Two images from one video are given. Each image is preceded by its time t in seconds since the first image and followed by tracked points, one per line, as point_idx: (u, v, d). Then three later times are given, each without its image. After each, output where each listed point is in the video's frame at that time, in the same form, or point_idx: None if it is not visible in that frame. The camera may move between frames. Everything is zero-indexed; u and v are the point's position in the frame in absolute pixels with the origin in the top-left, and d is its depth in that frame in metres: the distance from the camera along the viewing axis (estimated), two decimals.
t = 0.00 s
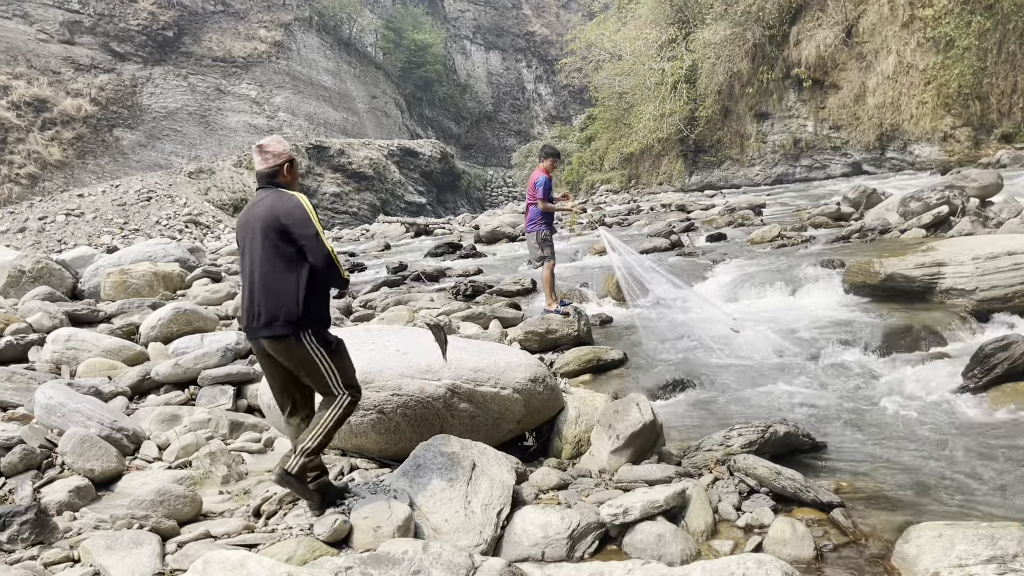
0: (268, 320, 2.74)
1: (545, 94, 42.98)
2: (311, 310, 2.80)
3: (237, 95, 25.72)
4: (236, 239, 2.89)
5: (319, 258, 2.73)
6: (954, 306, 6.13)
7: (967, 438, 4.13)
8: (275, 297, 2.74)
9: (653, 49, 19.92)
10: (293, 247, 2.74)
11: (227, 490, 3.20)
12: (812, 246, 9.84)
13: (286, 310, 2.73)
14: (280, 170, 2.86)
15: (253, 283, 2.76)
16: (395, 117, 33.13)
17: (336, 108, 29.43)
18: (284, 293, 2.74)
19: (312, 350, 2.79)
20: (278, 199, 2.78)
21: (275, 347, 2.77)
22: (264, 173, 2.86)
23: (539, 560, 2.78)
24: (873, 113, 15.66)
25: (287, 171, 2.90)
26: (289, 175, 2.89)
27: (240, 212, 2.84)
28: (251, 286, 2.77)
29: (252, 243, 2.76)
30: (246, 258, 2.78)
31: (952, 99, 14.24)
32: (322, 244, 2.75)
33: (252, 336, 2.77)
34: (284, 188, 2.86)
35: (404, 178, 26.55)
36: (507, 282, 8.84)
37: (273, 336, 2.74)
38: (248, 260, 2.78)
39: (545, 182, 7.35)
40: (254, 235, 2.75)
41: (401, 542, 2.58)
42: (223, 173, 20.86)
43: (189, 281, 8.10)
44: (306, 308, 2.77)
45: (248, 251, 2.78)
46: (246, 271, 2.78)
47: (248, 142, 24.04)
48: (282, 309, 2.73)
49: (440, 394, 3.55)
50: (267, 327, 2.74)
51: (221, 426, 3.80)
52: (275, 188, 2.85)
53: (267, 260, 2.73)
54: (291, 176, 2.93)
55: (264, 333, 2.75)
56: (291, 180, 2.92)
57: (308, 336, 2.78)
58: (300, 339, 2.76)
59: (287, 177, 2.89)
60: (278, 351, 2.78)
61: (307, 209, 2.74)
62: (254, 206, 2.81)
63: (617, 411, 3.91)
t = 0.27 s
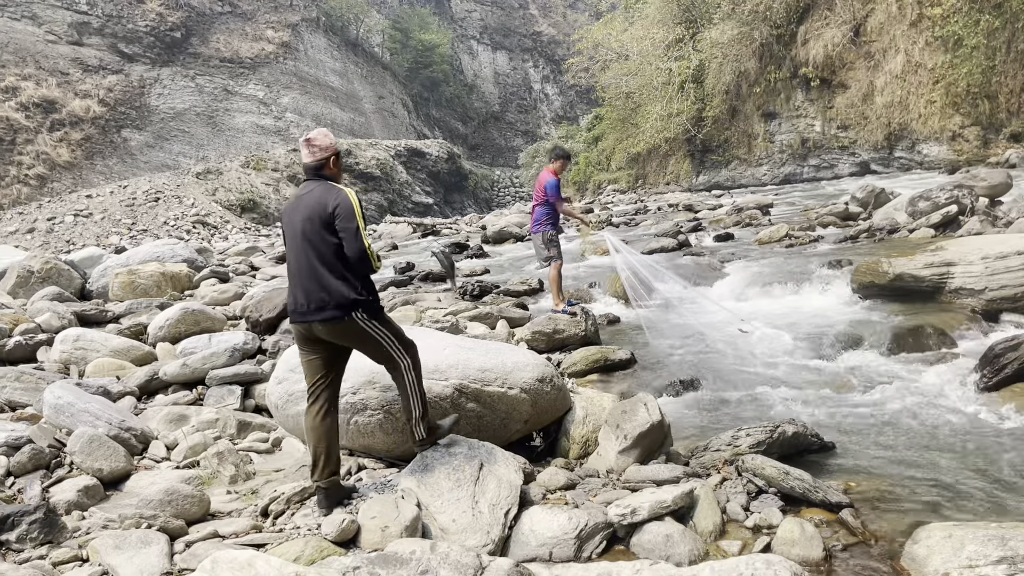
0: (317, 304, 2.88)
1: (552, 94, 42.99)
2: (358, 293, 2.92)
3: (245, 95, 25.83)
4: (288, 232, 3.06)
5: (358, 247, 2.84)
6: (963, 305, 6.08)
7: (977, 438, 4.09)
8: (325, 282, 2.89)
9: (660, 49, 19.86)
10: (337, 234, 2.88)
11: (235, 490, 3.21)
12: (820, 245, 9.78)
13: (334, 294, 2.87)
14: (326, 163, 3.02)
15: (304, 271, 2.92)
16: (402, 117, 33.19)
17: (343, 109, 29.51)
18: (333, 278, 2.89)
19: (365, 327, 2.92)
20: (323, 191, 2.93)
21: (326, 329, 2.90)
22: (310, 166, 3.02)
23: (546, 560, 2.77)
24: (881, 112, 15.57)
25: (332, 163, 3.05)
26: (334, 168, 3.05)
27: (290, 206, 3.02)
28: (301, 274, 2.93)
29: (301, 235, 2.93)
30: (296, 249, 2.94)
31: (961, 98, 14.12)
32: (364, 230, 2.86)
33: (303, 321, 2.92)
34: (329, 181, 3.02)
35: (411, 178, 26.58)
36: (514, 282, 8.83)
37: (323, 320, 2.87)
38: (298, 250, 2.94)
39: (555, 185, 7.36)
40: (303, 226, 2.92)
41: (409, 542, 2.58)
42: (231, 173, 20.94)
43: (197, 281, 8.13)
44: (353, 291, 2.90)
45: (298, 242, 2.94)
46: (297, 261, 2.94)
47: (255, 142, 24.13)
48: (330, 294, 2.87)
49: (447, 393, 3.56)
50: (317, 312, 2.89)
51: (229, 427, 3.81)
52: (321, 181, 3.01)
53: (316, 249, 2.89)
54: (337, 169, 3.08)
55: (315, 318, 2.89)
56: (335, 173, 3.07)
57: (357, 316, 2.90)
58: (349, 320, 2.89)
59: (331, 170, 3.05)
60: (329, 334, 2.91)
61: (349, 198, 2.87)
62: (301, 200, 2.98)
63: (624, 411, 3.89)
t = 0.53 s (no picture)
0: (364, 285, 3.03)
1: (558, 94, 42.99)
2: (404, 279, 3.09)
3: (250, 95, 25.91)
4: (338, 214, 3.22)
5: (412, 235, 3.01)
6: (970, 305, 6.05)
7: (984, 439, 4.05)
8: (372, 265, 3.04)
9: (665, 48, 19.81)
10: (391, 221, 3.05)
11: (240, 489, 3.21)
12: (826, 245, 9.73)
13: (382, 277, 3.02)
14: (380, 152, 3.20)
15: (355, 252, 3.08)
16: (407, 117, 33.22)
17: (348, 109, 29.55)
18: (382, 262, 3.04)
19: (406, 312, 3.08)
20: (379, 179, 3.11)
21: (369, 310, 3.05)
22: (365, 153, 3.19)
23: (551, 560, 2.77)
24: (887, 112, 15.48)
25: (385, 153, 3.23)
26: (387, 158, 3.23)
27: (344, 189, 3.17)
28: (351, 256, 3.09)
29: (354, 218, 3.08)
30: (348, 231, 3.10)
31: (968, 97, 14.00)
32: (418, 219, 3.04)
33: (348, 300, 3.06)
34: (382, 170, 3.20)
35: (416, 178, 26.59)
36: (519, 282, 8.82)
37: (368, 301, 3.02)
38: (350, 232, 3.10)
39: (569, 192, 7.39)
40: (357, 210, 3.08)
41: (414, 541, 2.57)
42: (236, 173, 21.00)
43: (203, 281, 8.15)
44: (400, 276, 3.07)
45: (350, 225, 3.10)
46: (348, 242, 3.10)
47: (261, 142, 24.20)
48: (378, 277, 3.02)
49: (452, 393, 3.57)
50: (363, 292, 3.03)
51: (234, 426, 3.81)
52: (376, 168, 3.18)
53: (368, 233, 3.06)
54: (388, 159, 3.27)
55: (360, 298, 3.04)
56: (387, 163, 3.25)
57: (399, 301, 3.06)
58: (393, 304, 3.04)
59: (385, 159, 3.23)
60: (371, 315, 3.06)
61: (406, 189, 3.06)
62: (356, 185, 3.14)
63: (630, 411, 3.88)
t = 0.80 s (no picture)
0: (385, 262, 3.17)
1: (561, 94, 43.02)
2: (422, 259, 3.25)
3: (254, 95, 25.95)
4: (360, 187, 3.33)
5: (440, 216, 3.17)
6: (973, 306, 6.03)
7: (987, 440, 4.04)
8: (394, 242, 3.18)
9: (669, 48, 19.80)
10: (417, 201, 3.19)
11: (244, 488, 3.21)
12: (829, 246, 9.71)
13: (404, 255, 3.17)
14: (406, 131, 3.32)
15: (378, 228, 3.21)
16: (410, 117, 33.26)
17: (351, 108, 29.58)
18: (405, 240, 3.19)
19: (422, 292, 3.24)
20: (408, 158, 3.24)
21: (386, 287, 3.20)
22: (391, 131, 3.30)
23: (554, 560, 2.76)
24: (890, 112, 15.44)
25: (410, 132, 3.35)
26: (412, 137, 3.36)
27: (370, 164, 3.29)
28: (374, 231, 3.22)
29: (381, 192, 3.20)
30: (374, 206, 3.22)
31: (971, 98, 13.93)
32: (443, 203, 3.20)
33: (366, 274, 3.20)
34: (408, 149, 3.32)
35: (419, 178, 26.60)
36: (522, 282, 8.81)
37: (388, 277, 3.17)
38: (375, 207, 3.22)
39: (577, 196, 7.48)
40: (384, 187, 3.21)
41: (416, 541, 2.57)
42: (239, 172, 21.03)
43: (205, 280, 8.16)
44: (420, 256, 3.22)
45: (376, 200, 3.22)
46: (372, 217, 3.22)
47: (264, 142, 24.23)
48: (399, 255, 3.17)
49: (455, 393, 3.57)
50: (383, 268, 3.18)
51: (238, 425, 3.81)
52: (401, 147, 3.31)
53: (394, 211, 3.19)
54: (412, 138, 3.39)
55: (380, 274, 3.18)
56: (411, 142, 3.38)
57: (414, 282, 3.21)
58: (409, 284, 3.20)
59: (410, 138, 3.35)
60: (387, 292, 3.22)
61: (434, 170, 3.20)
62: (383, 162, 3.25)
63: (633, 412, 3.87)
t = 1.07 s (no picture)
0: (396, 258, 3.23)
1: (562, 94, 43.07)
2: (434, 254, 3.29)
3: (255, 94, 25.96)
4: (367, 184, 3.35)
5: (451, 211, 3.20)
6: (974, 307, 6.03)
7: (987, 441, 4.04)
8: (407, 240, 3.22)
9: (670, 48, 19.81)
10: (424, 196, 3.21)
11: (244, 486, 3.22)
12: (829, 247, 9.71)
13: (417, 251, 3.22)
14: (411, 126, 3.32)
15: (387, 225, 3.24)
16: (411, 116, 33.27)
17: (352, 107, 29.58)
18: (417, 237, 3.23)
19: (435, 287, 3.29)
20: (413, 153, 3.24)
21: (398, 284, 3.28)
22: (395, 126, 3.30)
23: (554, 559, 2.76)
24: (891, 113, 15.44)
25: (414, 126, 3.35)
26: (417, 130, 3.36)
27: (375, 160, 3.30)
28: (383, 228, 3.26)
29: (387, 189, 3.22)
30: (383, 203, 3.24)
31: (972, 99, 13.91)
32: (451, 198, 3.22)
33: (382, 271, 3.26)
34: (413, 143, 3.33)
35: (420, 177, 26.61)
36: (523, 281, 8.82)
37: (403, 274, 3.23)
38: (382, 204, 3.25)
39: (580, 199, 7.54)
40: (390, 183, 3.22)
41: (417, 539, 2.57)
42: (240, 171, 21.03)
43: (206, 279, 8.17)
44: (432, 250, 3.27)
45: (383, 197, 3.25)
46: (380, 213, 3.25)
47: (265, 141, 24.24)
48: (410, 251, 3.22)
49: (455, 392, 3.58)
50: (394, 265, 3.24)
51: (238, 424, 3.82)
52: (405, 142, 3.31)
53: (404, 207, 3.21)
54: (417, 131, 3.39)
55: (395, 271, 3.24)
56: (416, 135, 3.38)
57: (425, 277, 3.26)
58: (420, 280, 3.25)
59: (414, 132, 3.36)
60: (400, 287, 3.29)
61: (440, 165, 3.21)
62: (390, 158, 3.26)
63: (633, 411, 3.87)
